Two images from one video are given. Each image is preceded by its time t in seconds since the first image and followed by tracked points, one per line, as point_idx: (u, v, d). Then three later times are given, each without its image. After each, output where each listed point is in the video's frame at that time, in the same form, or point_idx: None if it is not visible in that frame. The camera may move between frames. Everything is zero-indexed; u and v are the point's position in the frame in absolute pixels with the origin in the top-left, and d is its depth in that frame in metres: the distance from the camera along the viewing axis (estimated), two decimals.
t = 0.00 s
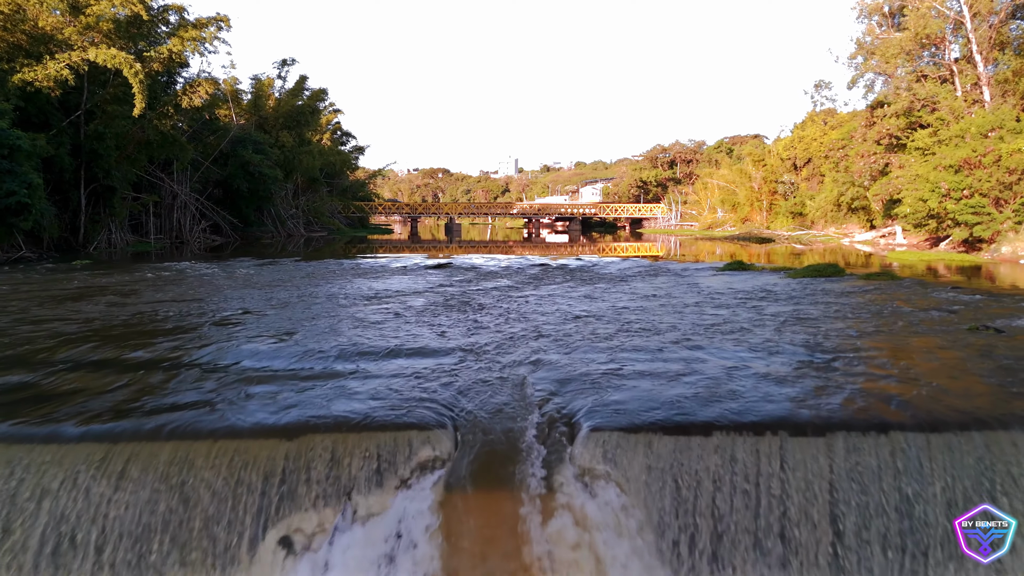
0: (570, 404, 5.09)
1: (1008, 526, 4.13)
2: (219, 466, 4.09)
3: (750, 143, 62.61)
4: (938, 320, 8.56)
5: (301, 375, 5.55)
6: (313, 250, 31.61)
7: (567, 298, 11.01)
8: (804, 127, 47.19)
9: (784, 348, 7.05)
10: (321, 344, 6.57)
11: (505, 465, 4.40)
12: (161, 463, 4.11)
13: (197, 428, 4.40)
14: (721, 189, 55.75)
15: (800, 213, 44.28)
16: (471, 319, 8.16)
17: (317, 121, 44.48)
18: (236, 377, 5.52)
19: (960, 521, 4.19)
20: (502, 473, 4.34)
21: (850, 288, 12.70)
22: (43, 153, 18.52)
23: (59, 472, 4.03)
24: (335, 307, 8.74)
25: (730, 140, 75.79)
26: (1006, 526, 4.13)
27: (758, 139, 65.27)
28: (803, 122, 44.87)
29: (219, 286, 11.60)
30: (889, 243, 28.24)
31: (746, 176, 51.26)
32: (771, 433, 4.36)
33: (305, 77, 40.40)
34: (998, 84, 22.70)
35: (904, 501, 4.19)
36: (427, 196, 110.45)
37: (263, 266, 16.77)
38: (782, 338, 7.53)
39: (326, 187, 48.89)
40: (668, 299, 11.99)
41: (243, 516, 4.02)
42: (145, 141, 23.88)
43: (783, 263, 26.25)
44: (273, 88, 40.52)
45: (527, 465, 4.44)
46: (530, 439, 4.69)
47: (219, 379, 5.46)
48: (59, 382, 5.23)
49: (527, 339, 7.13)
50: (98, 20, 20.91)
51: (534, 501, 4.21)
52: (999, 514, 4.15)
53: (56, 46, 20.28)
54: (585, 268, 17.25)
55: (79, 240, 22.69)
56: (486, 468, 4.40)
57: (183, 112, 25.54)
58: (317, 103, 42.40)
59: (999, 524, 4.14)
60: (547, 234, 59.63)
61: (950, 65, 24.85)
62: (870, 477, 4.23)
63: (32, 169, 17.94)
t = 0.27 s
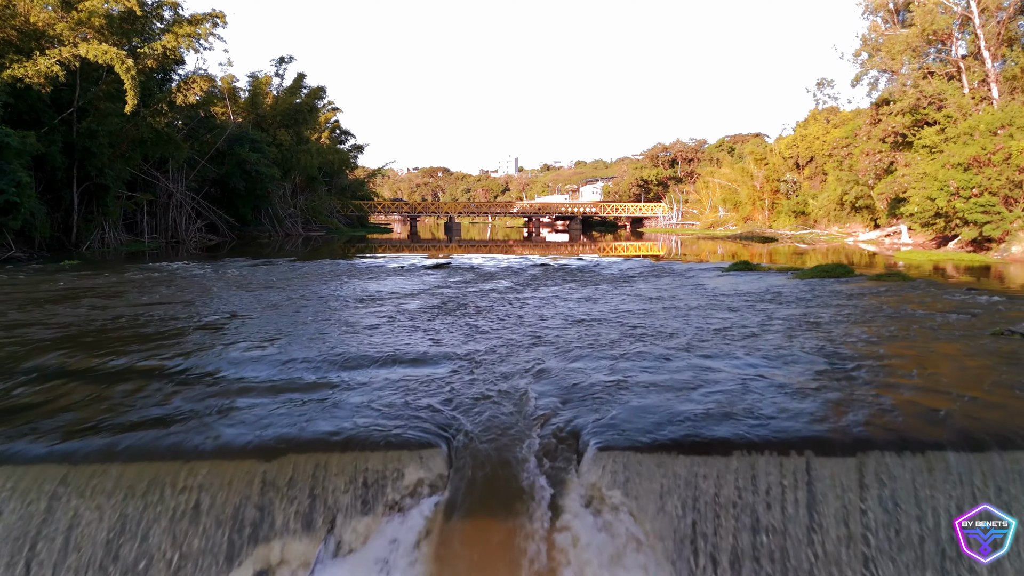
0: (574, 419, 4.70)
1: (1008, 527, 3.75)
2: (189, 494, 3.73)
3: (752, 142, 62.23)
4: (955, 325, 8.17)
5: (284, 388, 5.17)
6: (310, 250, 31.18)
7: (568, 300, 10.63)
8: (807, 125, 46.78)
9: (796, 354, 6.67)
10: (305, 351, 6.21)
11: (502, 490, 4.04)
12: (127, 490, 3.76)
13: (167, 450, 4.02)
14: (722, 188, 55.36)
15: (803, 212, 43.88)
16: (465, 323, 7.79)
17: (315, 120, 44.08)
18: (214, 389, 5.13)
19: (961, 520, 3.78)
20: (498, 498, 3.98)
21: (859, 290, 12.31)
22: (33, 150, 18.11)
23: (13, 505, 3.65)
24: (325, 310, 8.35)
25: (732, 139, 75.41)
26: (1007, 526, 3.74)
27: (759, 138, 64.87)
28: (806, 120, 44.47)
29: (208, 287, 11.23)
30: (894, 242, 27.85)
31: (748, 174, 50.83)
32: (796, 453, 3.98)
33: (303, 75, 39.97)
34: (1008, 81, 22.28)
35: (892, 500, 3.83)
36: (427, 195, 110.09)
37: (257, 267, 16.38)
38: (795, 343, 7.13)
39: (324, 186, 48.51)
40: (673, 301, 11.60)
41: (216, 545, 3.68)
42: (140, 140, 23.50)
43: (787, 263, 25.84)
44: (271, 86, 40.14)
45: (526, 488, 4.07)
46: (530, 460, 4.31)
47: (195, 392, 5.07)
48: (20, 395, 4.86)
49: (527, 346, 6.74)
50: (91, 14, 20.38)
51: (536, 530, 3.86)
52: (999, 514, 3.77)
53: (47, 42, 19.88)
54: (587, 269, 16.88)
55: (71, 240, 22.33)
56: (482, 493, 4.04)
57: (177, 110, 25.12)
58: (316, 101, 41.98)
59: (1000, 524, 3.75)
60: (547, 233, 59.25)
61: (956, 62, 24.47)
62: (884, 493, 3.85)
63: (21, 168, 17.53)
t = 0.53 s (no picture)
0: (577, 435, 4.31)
1: (1008, 527, 3.39)
2: (166, 525, 3.37)
3: (754, 137, 61.80)
4: (975, 326, 7.78)
5: (263, 401, 4.77)
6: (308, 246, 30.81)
7: (569, 300, 10.26)
8: (809, 120, 46.34)
9: (810, 357, 6.29)
10: (289, 356, 5.82)
11: (501, 514, 3.66)
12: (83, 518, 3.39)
13: (129, 473, 3.63)
14: (724, 184, 54.95)
15: (806, 208, 43.49)
16: (461, 325, 7.42)
17: (313, 115, 43.64)
18: (187, 402, 4.73)
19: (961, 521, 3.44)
20: (497, 524, 3.61)
21: (869, 288, 11.94)
22: (23, 145, 17.71)
23: None
24: (314, 311, 7.95)
25: (733, 134, 74.95)
26: (1008, 526, 3.39)
27: (761, 133, 64.43)
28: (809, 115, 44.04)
29: (197, 285, 10.85)
30: (900, 239, 27.46)
31: (750, 170, 50.42)
32: (826, 474, 3.61)
33: (301, 70, 39.52)
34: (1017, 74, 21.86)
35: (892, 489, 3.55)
36: (427, 191, 109.62)
37: (251, 264, 15.98)
38: (811, 345, 6.72)
39: (323, 181, 48.11)
40: (677, 300, 11.20)
41: None
42: (134, 134, 23.11)
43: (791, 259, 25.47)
44: (268, 80, 39.69)
45: (528, 512, 3.69)
46: (533, 479, 3.93)
47: (166, 405, 4.68)
48: None
49: (525, 351, 6.33)
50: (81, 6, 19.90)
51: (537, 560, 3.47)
52: (998, 514, 3.44)
53: (37, 35, 19.45)
54: (588, 267, 16.50)
55: (64, 236, 21.95)
56: (480, 517, 3.66)
57: (170, 104, 24.64)
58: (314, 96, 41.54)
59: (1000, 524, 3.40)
60: (547, 229, 58.85)
61: (964, 56, 24.04)
62: (914, 510, 3.49)
63: (10, 162, 17.12)
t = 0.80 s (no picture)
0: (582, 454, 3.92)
1: (1009, 527, 3.14)
2: (107, 553, 3.03)
3: (755, 130, 61.30)
4: (994, 326, 7.42)
5: (238, 414, 4.40)
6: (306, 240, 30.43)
7: (570, 298, 9.90)
8: (812, 113, 45.85)
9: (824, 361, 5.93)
10: (271, 361, 5.46)
11: (499, 542, 3.29)
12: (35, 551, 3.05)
13: (87, 499, 3.29)
14: (726, 177, 54.48)
15: (809, 202, 43.05)
16: (456, 326, 7.06)
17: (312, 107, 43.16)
18: (154, 416, 4.36)
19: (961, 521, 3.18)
20: (494, 553, 3.23)
21: (879, 284, 11.58)
22: (11, 136, 17.28)
23: None
24: (304, 310, 7.58)
25: (735, 127, 74.43)
26: (1008, 526, 3.15)
27: (763, 126, 63.91)
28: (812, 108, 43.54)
29: (185, 282, 10.48)
30: (905, 233, 27.05)
31: (752, 163, 49.97)
32: (864, 499, 3.25)
33: (298, 62, 39.03)
34: None
35: (901, 491, 3.30)
36: (426, 185, 109.06)
37: (245, 259, 15.59)
38: (828, 348, 6.34)
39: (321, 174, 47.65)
40: (683, 298, 10.82)
41: None
42: (127, 126, 22.65)
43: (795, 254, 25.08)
44: (265, 72, 39.20)
45: (530, 539, 3.32)
46: (535, 504, 3.56)
47: (131, 419, 4.30)
48: None
49: (524, 354, 5.97)
50: None
51: None
52: (999, 514, 3.19)
53: (26, 24, 18.97)
54: (589, 262, 16.11)
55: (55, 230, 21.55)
56: (475, 544, 3.29)
57: (163, 96, 24.13)
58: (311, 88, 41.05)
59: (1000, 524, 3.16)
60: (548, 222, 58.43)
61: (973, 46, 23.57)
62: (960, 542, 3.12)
63: None
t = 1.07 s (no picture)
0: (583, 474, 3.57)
1: (1009, 527, 2.94)
2: None
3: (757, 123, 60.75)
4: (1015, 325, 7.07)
5: (211, 428, 4.06)
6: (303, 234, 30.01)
7: (571, 296, 9.54)
8: (816, 105, 45.32)
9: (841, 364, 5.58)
10: (251, 367, 5.11)
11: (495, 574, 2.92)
12: None
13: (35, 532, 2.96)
14: (728, 169, 53.98)
15: (812, 195, 42.60)
16: (450, 326, 6.70)
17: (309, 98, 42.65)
18: (119, 431, 4.01)
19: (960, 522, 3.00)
20: None
21: (889, 280, 11.21)
22: None
23: None
24: (291, 310, 7.22)
25: (737, 119, 73.81)
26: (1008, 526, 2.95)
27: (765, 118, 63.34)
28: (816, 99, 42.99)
29: (172, 277, 10.10)
30: (911, 226, 26.63)
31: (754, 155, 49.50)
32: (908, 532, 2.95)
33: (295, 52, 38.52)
34: None
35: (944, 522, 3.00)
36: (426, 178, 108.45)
37: (237, 253, 15.20)
38: (846, 351, 5.97)
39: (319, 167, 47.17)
40: (689, 295, 10.45)
41: None
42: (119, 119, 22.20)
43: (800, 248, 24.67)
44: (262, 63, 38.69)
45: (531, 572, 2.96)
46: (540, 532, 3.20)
47: (95, 434, 3.96)
48: None
49: (522, 359, 5.60)
50: None
51: None
52: (998, 514, 3.01)
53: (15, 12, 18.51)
54: (590, 256, 15.72)
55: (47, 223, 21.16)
56: None
57: (156, 87, 23.66)
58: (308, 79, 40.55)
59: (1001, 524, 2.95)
60: (548, 215, 57.94)
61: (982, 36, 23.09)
62: None
63: None
